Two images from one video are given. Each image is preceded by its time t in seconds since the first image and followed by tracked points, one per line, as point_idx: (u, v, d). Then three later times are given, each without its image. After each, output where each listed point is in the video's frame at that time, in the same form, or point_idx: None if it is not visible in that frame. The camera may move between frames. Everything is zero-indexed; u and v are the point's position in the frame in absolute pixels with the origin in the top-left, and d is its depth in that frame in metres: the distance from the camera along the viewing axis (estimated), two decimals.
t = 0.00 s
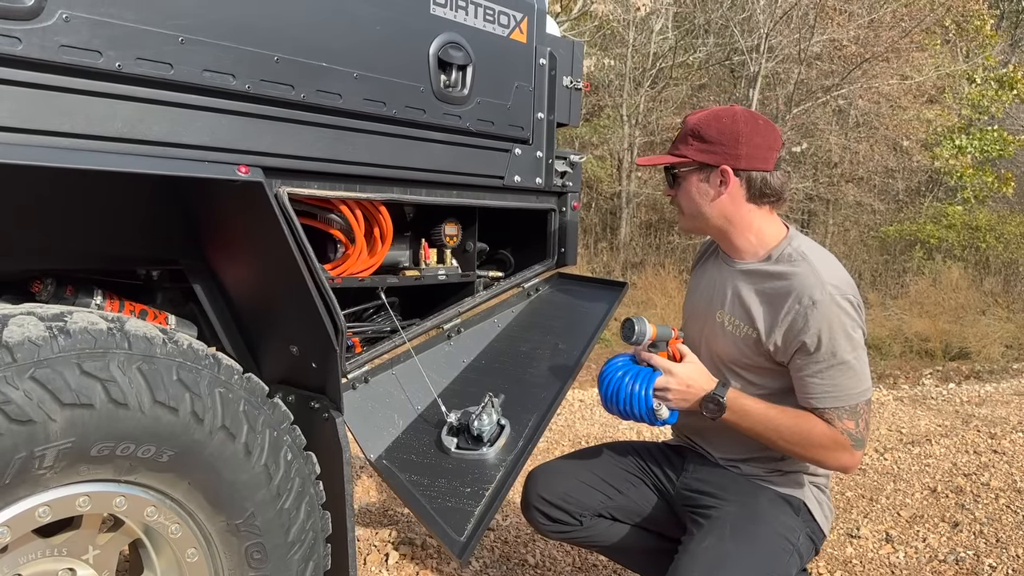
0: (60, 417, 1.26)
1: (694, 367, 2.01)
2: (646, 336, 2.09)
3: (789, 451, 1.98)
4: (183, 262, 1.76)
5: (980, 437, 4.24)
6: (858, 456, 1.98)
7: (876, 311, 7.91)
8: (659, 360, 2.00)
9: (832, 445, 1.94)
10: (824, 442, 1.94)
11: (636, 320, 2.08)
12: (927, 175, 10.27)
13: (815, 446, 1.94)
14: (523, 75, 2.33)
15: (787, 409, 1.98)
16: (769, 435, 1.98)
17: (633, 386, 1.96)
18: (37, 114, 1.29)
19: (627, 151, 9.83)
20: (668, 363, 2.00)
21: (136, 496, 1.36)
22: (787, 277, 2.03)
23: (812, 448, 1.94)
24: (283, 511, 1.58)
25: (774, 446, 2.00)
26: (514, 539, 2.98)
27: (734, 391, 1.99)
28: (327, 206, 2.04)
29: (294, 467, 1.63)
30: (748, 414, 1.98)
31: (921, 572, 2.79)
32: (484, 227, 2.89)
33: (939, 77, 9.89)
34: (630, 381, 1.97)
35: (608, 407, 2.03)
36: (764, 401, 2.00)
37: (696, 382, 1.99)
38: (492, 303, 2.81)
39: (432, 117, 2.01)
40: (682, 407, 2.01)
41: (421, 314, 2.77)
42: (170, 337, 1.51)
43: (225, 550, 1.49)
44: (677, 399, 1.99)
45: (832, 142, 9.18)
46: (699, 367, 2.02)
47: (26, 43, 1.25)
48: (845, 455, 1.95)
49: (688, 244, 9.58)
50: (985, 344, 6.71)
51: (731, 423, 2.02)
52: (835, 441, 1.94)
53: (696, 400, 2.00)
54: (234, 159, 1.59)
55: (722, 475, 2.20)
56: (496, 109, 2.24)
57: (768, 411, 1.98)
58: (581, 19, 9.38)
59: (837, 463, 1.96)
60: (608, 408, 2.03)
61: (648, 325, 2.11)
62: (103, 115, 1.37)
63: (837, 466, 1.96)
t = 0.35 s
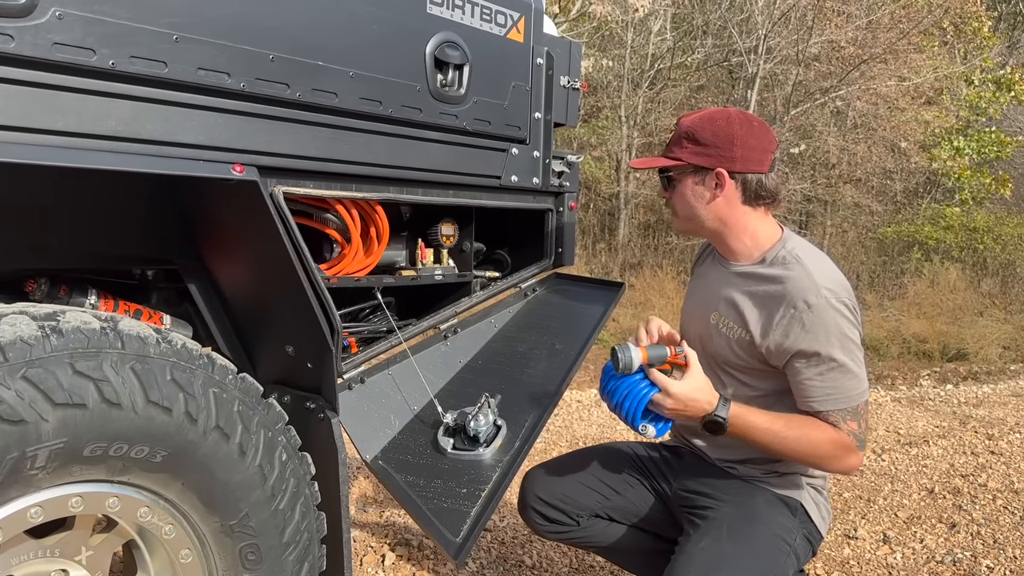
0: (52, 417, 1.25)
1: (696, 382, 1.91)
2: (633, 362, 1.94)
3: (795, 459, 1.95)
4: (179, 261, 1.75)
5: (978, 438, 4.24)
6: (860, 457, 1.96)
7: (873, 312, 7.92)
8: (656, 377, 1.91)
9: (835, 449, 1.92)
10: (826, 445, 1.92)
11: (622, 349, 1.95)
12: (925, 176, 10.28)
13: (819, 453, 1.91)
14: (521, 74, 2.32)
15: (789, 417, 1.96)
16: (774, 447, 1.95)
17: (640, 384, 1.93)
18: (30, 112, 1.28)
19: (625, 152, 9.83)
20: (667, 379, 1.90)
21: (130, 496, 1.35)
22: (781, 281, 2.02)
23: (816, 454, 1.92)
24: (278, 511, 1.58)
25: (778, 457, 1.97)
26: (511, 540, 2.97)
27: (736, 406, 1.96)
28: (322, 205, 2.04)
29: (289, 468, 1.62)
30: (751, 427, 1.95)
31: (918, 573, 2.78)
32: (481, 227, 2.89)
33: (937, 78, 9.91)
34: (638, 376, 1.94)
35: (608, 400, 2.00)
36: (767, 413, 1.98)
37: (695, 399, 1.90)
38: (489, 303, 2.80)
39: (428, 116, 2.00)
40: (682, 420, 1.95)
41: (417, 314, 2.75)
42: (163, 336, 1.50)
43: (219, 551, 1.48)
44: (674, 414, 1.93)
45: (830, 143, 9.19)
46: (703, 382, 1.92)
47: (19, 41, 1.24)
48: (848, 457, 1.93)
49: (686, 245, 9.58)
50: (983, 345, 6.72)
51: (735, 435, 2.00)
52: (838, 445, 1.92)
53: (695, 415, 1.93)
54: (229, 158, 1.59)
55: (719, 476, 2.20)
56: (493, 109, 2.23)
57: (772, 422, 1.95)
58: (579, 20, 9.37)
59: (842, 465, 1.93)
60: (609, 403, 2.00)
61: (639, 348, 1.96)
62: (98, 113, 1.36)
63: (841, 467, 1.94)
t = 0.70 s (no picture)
0: (52, 418, 1.25)
1: (702, 397, 1.89)
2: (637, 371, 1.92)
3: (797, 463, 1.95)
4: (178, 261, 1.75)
5: (976, 439, 4.25)
6: (860, 457, 1.97)
7: (871, 313, 7.93)
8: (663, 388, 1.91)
9: (841, 452, 1.93)
10: (832, 449, 1.92)
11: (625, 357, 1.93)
12: (922, 177, 10.30)
13: (827, 458, 1.92)
14: (520, 76, 2.33)
15: (794, 424, 1.95)
16: (782, 456, 1.93)
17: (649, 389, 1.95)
18: (30, 112, 1.28)
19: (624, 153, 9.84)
20: (673, 391, 1.90)
21: (129, 497, 1.35)
22: (774, 286, 2.02)
23: (823, 459, 1.92)
24: (277, 512, 1.58)
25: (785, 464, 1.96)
26: (510, 541, 2.98)
27: (742, 419, 1.94)
28: (322, 206, 2.04)
29: (289, 469, 1.62)
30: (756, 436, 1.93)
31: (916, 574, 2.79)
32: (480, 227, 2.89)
33: (935, 80, 9.94)
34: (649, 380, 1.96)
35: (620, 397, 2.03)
36: (772, 422, 1.95)
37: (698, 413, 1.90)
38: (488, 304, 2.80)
39: (428, 117, 2.00)
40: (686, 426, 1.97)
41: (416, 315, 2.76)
42: (163, 337, 1.50)
43: (218, 552, 1.48)
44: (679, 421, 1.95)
45: (828, 143, 9.19)
46: (709, 398, 1.89)
47: (20, 41, 1.24)
48: (851, 458, 1.95)
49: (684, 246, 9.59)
50: (981, 346, 6.73)
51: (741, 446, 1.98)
52: (843, 447, 1.93)
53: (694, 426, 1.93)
54: (229, 158, 1.59)
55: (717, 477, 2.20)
56: (492, 110, 2.23)
57: (779, 433, 1.93)
58: (577, 21, 9.38)
59: (846, 465, 1.95)
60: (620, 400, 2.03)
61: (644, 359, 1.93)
62: (98, 114, 1.36)
63: (845, 468, 1.96)
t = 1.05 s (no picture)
0: (50, 418, 1.25)
1: (697, 379, 1.88)
2: (640, 342, 1.96)
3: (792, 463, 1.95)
4: (176, 261, 1.75)
5: (974, 440, 4.25)
6: (854, 463, 1.99)
7: (870, 313, 7.93)
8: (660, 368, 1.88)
9: (834, 453, 1.94)
10: (824, 449, 1.93)
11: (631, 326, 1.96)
12: (921, 179, 10.31)
13: (819, 457, 1.93)
14: (518, 77, 2.33)
15: (788, 421, 1.95)
16: (775, 451, 1.93)
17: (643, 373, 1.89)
18: (28, 111, 1.28)
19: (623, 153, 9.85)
20: (671, 371, 1.87)
21: (127, 497, 1.35)
22: (774, 288, 2.02)
23: (815, 459, 1.93)
24: (275, 513, 1.57)
25: (777, 460, 1.96)
26: (508, 541, 2.98)
27: (738, 407, 1.93)
28: (321, 206, 2.04)
29: (287, 469, 1.62)
30: (753, 431, 1.92)
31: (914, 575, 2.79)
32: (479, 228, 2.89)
33: (933, 81, 9.95)
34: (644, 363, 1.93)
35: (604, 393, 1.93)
36: (767, 416, 1.96)
37: (694, 397, 1.86)
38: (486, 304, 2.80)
39: (427, 117, 2.00)
40: (677, 421, 1.88)
41: (414, 315, 2.76)
42: (161, 337, 1.50)
43: (216, 552, 1.48)
44: (672, 412, 1.87)
45: (826, 145, 9.18)
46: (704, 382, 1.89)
47: (18, 41, 1.24)
48: (845, 462, 1.96)
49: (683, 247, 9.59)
50: (979, 347, 6.74)
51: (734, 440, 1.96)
52: (836, 448, 1.94)
53: (693, 414, 1.87)
54: (227, 158, 1.59)
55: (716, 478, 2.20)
56: (491, 110, 2.23)
57: (774, 425, 1.93)
58: (577, 22, 9.38)
59: (838, 470, 1.96)
60: (604, 398, 1.93)
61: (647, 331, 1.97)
62: (96, 114, 1.36)
63: (837, 472, 1.97)
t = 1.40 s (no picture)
0: (49, 419, 1.25)
1: (695, 377, 1.90)
2: (642, 336, 2.02)
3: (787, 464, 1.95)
4: (175, 262, 1.75)
5: (972, 442, 4.26)
6: (850, 467, 1.98)
7: (868, 315, 7.94)
8: (660, 362, 1.91)
9: (828, 453, 1.94)
10: (818, 449, 1.93)
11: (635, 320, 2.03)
12: (920, 180, 10.31)
13: (813, 457, 1.93)
14: (518, 78, 2.33)
15: (782, 421, 1.96)
16: (768, 450, 1.93)
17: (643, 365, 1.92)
18: (29, 112, 1.28)
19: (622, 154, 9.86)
20: (670, 367, 1.90)
21: (127, 497, 1.35)
22: (773, 289, 2.03)
23: (809, 459, 1.93)
24: (274, 513, 1.58)
25: (771, 461, 1.96)
26: (506, 542, 2.98)
27: (732, 407, 1.93)
28: (321, 207, 2.04)
29: (286, 470, 1.63)
30: (747, 430, 1.93)
31: None
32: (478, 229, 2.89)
33: (932, 83, 9.96)
34: (645, 357, 1.96)
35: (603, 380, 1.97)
36: (761, 416, 1.96)
37: (690, 393, 1.88)
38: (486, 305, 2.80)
39: (426, 119, 2.01)
40: (673, 417, 1.91)
41: (414, 316, 2.76)
42: (161, 338, 1.50)
43: (215, 553, 1.49)
44: (667, 406, 1.90)
45: (824, 147, 9.15)
46: (701, 381, 1.90)
47: (19, 42, 1.24)
48: (840, 465, 1.96)
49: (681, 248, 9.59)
50: (977, 349, 6.75)
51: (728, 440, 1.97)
52: (830, 449, 1.93)
53: (688, 411, 1.90)
54: (227, 159, 1.59)
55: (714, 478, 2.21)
56: (490, 112, 2.24)
57: (767, 425, 1.94)
58: (576, 22, 9.37)
59: (833, 473, 1.96)
60: (603, 388, 1.97)
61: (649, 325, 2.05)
62: (96, 115, 1.37)
63: (832, 473, 1.96)
